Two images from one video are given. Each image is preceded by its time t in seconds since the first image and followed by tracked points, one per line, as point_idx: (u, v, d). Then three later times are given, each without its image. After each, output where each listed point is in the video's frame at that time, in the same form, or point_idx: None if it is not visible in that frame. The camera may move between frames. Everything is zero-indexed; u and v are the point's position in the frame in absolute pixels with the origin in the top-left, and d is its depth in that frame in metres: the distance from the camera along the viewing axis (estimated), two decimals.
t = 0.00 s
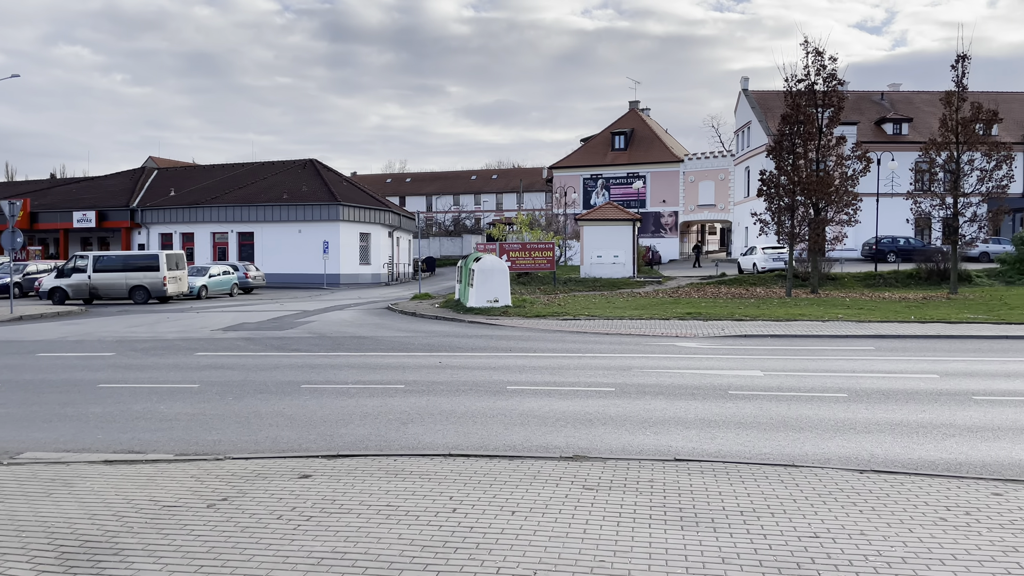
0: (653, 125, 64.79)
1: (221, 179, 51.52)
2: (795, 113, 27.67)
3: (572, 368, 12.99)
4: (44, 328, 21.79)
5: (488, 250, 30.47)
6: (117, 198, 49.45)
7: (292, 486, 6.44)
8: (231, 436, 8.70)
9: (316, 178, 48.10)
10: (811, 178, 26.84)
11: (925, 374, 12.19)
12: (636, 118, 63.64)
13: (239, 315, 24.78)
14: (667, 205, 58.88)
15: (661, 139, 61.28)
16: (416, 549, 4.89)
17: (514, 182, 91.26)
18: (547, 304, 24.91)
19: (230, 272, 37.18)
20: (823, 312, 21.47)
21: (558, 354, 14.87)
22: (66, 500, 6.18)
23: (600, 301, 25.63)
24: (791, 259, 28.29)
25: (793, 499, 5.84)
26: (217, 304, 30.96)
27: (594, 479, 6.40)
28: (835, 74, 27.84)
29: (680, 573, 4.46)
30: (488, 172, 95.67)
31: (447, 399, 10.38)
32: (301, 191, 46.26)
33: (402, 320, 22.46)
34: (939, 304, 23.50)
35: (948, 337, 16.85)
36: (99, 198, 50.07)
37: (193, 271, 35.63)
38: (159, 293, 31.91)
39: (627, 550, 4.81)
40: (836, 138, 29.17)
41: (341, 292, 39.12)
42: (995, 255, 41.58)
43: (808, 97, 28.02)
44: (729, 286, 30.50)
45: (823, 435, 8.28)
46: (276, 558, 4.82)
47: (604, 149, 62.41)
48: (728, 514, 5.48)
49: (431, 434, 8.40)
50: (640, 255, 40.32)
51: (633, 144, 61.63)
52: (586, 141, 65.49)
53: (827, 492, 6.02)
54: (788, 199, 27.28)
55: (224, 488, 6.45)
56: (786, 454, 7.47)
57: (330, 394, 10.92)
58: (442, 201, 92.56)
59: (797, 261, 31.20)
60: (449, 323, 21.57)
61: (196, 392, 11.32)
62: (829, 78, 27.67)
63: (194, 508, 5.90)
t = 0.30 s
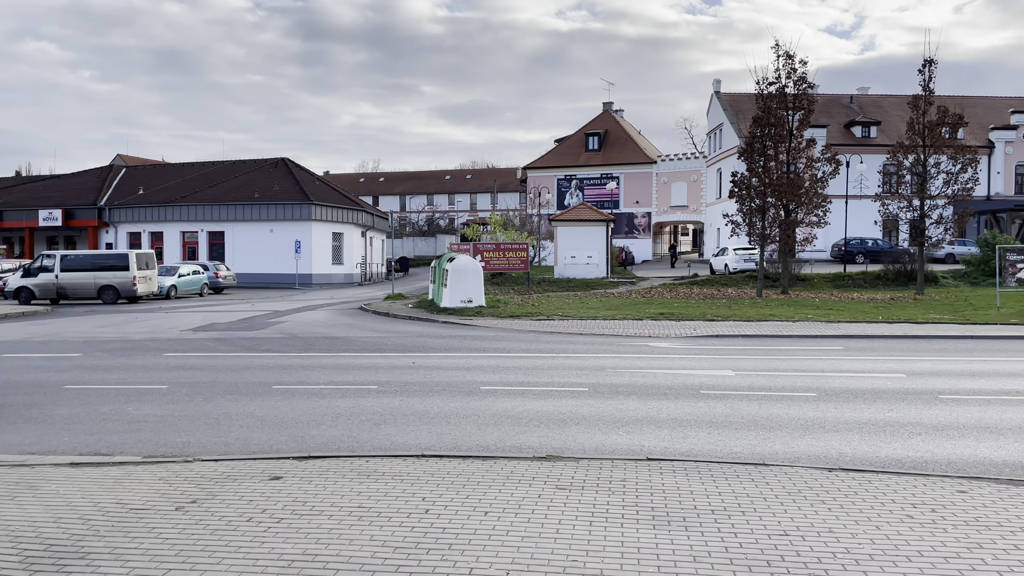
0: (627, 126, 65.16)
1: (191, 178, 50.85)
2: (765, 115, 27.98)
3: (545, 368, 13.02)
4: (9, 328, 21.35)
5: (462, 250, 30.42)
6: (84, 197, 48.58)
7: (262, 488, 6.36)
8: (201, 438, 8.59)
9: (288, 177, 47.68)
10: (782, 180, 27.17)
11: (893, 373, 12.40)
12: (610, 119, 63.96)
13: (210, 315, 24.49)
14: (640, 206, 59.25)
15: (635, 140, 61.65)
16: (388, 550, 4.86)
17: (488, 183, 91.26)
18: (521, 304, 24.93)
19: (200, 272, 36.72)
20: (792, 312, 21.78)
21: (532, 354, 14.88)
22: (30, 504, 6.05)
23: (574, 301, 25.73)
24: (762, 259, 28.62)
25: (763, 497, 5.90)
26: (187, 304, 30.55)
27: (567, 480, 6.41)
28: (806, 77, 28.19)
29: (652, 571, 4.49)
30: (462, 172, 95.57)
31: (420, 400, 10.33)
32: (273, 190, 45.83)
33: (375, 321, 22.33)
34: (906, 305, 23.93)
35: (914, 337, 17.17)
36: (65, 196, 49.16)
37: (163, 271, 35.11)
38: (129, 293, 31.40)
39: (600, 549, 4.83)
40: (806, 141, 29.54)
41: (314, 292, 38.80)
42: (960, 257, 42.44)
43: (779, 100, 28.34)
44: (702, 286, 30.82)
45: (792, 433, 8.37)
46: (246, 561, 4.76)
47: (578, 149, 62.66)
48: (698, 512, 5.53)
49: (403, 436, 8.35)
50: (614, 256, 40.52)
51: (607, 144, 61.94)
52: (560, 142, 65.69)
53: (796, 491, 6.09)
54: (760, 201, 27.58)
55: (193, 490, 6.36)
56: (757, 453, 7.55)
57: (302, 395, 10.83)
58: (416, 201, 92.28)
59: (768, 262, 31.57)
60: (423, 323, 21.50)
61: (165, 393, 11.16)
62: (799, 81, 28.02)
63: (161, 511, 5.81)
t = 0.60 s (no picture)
0: (600, 127, 65.48)
1: (159, 176, 50.09)
2: (736, 117, 28.30)
3: (518, 368, 13.02)
4: None
5: (434, 250, 30.32)
6: (48, 195, 47.62)
7: (231, 491, 6.28)
8: (168, 440, 8.46)
9: (258, 176, 47.18)
10: (751, 182, 27.45)
11: (859, 373, 12.59)
12: (583, 120, 64.25)
13: (178, 315, 24.12)
14: (612, 206, 59.54)
15: (607, 141, 61.98)
16: (358, 552, 4.84)
17: (460, 183, 91.13)
18: (493, 304, 24.93)
19: (168, 272, 36.19)
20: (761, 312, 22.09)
21: (504, 354, 14.88)
22: None
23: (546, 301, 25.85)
24: (732, 260, 28.87)
25: (733, 496, 5.96)
26: (155, 304, 30.07)
27: (538, 480, 6.42)
28: (775, 80, 28.57)
29: (623, 570, 4.52)
30: (435, 172, 95.32)
31: (391, 400, 10.27)
32: (243, 189, 45.34)
33: (347, 321, 22.17)
34: (872, 305, 24.35)
35: (880, 337, 17.47)
36: (29, 194, 48.14)
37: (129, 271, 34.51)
38: (96, 293, 30.82)
39: (571, 549, 4.84)
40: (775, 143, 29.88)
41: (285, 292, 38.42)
42: (925, 258, 43.27)
43: (749, 103, 28.66)
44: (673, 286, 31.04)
45: (761, 433, 8.46)
46: (214, 564, 4.70)
47: (551, 150, 62.83)
48: (669, 512, 5.56)
49: (374, 437, 8.30)
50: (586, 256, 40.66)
51: (580, 145, 62.19)
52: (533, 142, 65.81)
53: (764, 490, 6.16)
54: (729, 203, 27.94)
55: (160, 493, 6.27)
56: (728, 452, 7.61)
57: (271, 397, 10.71)
58: (388, 200, 91.86)
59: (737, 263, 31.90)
60: (395, 323, 21.39)
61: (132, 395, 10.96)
62: (769, 84, 28.38)
63: (127, 515, 5.71)
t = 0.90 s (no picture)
0: (571, 128, 65.73)
1: (124, 174, 49.23)
2: (706, 120, 28.59)
3: (487, 369, 13.03)
4: None
5: (406, 250, 30.20)
6: (9, 194, 46.56)
7: (197, 493, 6.20)
8: (133, 443, 8.32)
9: (226, 174, 46.58)
10: (721, 185, 27.75)
11: (826, 372, 12.79)
12: (555, 121, 64.46)
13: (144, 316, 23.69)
14: (584, 207, 59.80)
15: (579, 142, 62.23)
16: (326, 554, 4.79)
17: (432, 183, 90.88)
18: (465, 305, 24.92)
19: (134, 272, 35.60)
20: (730, 312, 22.37)
21: (476, 354, 14.89)
22: None
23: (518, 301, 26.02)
24: (702, 261, 29.13)
25: (702, 495, 6.02)
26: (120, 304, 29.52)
27: (509, 480, 6.41)
28: (744, 83, 28.90)
29: (593, 570, 4.53)
30: (406, 172, 94.94)
31: (362, 402, 10.21)
32: (211, 188, 44.75)
33: (316, 322, 21.98)
34: (838, 306, 24.73)
35: (846, 337, 17.76)
36: None
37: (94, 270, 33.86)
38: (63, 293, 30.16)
39: (541, 549, 4.85)
40: (744, 146, 30.23)
41: (254, 292, 37.99)
42: (890, 260, 44.10)
43: (718, 105, 28.99)
44: (644, 287, 31.25)
45: (725, 432, 8.57)
46: (180, 568, 4.63)
47: (523, 150, 62.90)
48: (638, 511, 5.59)
49: (345, 438, 8.25)
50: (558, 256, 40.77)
51: (552, 146, 62.36)
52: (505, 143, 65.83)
53: (733, 488, 6.22)
54: (699, 204, 28.03)
55: (124, 497, 6.14)
56: (696, 452, 7.67)
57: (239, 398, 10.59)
58: (359, 200, 91.29)
59: (708, 264, 32.23)
60: (366, 324, 21.25)
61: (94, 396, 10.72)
62: (738, 88, 28.71)
63: (90, 518, 5.59)
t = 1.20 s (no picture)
0: (542, 129, 65.86)
1: (88, 172, 48.32)
2: (676, 121, 28.84)
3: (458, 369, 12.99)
4: None
5: (376, 250, 30.00)
6: None
7: (162, 497, 6.08)
8: (97, 445, 8.14)
9: (193, 172, 45.92)
10: (690, 186, 27.98)
11: (793, 371, 12.95)
12: (526, 122, 64.53)
13: (108, 317, 23.21)
14: (555, 207, 59.94)
15: (550, 143, 62.40)
16: (293, 557, 4.74)
17: (403, 182, 90.50)
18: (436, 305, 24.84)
19: (98, 272, 34.92)
20: (700, 312, 22.61)
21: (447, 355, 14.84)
22: None
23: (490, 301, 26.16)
24: (672, 262, 29.35)
25: (670, 493, 6.05)
26: (83, 305, 28.92)
27: (479, 481, 6.40)
28: (713, 86, 29.19)
29: (563, 570, 4.53)
30: (377, 171, 94.45)
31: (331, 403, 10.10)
32: (177, 186, 44.10)
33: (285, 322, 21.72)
34: (804, 305, 25.12)
35: (813, 337, 17.99)
36: None
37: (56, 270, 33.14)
38: (29, 294, 29.50)
39: (511, 549, 4.84)
40: (713, 147, 30.51)
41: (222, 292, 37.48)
42: (855, 261, 44.86)
43: (688, 107, 29.27)
44: (615, 288, 31.42)
45: (693, 432, 8.63)
46: (144, 573, 4.55)
47: (494, 151, 62.84)
48: (608, 510, 5.61)
49: (314, 440, 8.15)
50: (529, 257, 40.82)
51: (523, 146, 62.41)
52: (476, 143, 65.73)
53: (701, 487, 6.26)
54: (669, 205, 28.39)
55: (86, 501, 6.00)
56: (666, 452, 7.70)
57: (206, 399, 10.43)
58: (329, 199, 90.54)
59: (677, 264, 32.53)
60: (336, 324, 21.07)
61: (55, 399, 10.47)
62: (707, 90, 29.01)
63: (50, 523, 5.46)
